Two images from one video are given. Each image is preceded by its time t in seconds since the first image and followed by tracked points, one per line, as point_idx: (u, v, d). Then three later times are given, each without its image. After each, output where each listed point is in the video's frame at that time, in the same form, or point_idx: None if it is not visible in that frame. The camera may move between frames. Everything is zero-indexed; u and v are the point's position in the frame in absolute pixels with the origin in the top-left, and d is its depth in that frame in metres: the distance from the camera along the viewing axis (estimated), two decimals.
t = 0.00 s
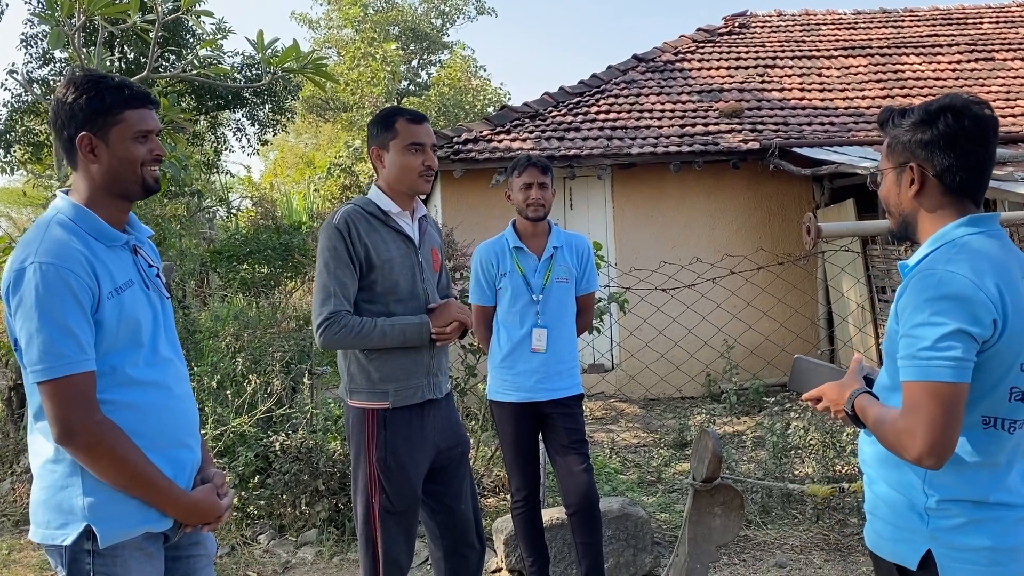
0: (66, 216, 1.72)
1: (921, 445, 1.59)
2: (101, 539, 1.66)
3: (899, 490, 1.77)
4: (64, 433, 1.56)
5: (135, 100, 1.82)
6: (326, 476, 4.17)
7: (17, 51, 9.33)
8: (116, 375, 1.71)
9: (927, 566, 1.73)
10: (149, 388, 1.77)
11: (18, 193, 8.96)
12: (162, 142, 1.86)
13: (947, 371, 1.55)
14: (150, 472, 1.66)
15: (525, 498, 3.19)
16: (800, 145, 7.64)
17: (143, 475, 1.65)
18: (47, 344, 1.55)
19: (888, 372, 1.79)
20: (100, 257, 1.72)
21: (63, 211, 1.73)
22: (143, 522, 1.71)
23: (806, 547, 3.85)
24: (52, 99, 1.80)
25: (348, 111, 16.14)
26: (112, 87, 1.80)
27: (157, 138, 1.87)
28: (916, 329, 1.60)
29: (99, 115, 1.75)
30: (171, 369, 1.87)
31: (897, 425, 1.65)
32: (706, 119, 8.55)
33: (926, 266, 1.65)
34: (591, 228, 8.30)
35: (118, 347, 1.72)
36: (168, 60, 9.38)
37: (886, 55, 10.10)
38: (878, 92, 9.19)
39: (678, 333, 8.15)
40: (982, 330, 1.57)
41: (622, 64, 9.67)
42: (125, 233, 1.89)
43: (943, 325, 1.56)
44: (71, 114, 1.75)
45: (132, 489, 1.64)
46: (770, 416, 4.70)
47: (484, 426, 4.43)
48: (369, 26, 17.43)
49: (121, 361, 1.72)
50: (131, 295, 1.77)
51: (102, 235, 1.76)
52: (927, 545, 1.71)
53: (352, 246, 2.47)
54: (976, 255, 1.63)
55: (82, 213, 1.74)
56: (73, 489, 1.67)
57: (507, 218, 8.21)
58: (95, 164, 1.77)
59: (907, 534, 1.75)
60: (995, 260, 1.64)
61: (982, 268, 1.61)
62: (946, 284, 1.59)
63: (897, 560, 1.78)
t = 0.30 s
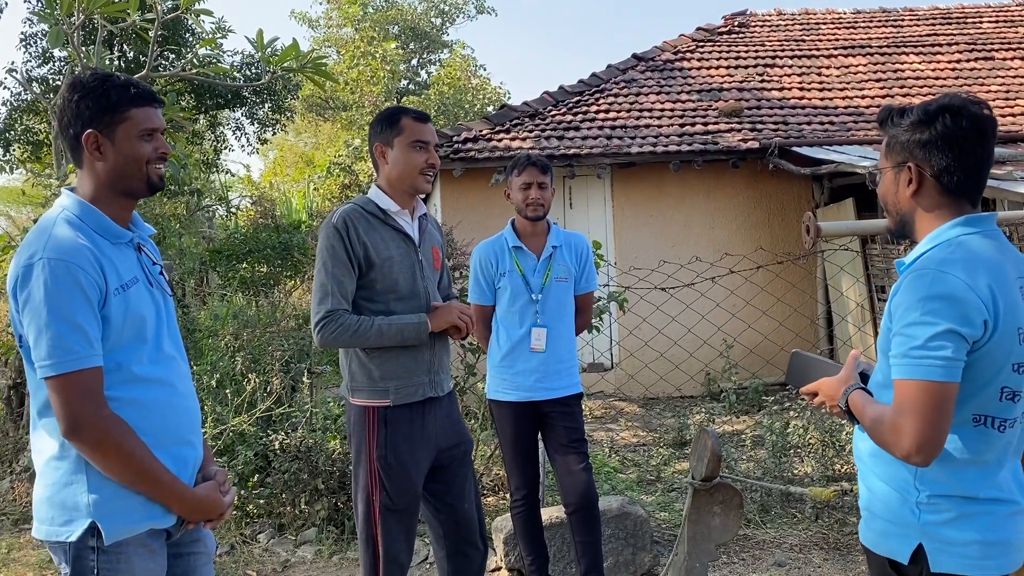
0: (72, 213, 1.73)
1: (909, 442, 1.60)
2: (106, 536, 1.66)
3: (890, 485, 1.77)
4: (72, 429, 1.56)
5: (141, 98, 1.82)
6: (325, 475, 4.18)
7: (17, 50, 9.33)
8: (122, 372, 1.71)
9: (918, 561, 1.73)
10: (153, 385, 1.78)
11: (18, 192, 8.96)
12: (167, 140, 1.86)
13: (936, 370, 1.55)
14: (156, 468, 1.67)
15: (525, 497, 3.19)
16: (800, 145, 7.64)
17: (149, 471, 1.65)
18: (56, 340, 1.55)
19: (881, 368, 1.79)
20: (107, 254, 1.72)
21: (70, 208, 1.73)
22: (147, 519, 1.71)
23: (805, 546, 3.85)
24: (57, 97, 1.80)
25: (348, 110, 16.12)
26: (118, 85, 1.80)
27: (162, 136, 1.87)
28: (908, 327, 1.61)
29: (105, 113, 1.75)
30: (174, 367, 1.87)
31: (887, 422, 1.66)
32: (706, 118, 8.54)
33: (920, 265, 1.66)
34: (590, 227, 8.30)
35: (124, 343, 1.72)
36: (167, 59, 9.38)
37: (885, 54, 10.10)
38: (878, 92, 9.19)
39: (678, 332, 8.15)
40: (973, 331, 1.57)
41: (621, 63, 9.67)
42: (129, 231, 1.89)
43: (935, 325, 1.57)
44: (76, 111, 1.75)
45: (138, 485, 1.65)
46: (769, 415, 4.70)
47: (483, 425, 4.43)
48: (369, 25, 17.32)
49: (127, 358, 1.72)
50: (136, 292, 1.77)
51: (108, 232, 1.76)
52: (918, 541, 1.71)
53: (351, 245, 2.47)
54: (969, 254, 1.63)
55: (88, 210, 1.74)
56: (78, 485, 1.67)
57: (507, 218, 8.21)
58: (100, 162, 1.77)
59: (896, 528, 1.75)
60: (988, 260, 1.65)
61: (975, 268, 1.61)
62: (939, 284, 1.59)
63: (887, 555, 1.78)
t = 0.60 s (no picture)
0: (69, 213, 1.73)
1: (898, 439, 1.61)
2: (102, 535, 1.66)
3: (879, 480, 1.77)
4: (68, 429, 1.56)
5: (136, 98, 1.82)
6: (325, 474, 4.19)
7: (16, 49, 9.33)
8: (118, 372, 1.71)
9: (906, 556, 1.73)
10: (150, 385, 1.78)
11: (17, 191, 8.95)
12: (163, 138, 1.86)
13: (926, 368, 1.56)
14: (152, 468, 1.67)
15: (524, 497, 3.19)
16: (799, 144, 7.64)
17: (146, 471, 1.65)
18: (51, 340, 1.55)
19: (871, 365, 1.79)
20: (103, 254, 1.72)
21: (66, 209, 1.74)
22: (143, 518, 1.71)
23: (805, 546, 3.86)
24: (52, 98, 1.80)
25: (347, 109, 16.11)
26: (114, 84, 1.80)
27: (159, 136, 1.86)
28: (900, 325, 1.61)
29: (101, 113, 1.75)
30: (171, 366, 1.87)
31: (877, 418, 1.66)
32: (706, 117, 8.54)
33: (913, 263, 1.66)
34: (589, 226, 8.30)
35: (120, 343, 1.72)
36: (167, 58, 9.38)
37: (885, 53, 10.10)
38: (877, 91, 9.20)
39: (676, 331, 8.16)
40: (964, 329, 1.58)
41: (621, 62, 9.67)
42: (126, 231, 1.89)
43: (927, 323, 1.57)
44: (72, 111, 1.75)
45: (134, 485, 1.65)
46: (768, 415, 4.71)
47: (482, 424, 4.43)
48: (368, 24, 17.23)
49: (123, 359, 1.72)
50: (133, 292, 1.77)
51: (105, 233, 1.76)
52: (906, 535, 1.71)
53: (354, 241, 2.48)
54: (962, 253, 1.64)
55: (86, 210, 1.74)
56: (75, 485, 1.67)
57: (507, 217, 8.21)
58: (96, 162, 1.77)
59: (884, 522, 1.75)
60: (980, 260, 1.65)
61: (967, 267, 1.62)
62: (932, 282, 1.59)
63: (875, 549, 1.78)
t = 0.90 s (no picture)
0: (62, 215, 1.73)
1: (894, 437, 1.61)
2: (92, 535, 1.66)
3: (875, 478, 1.77)
4: (56, 430, 1.57)
5: (126, 96, 1.81)
6: (325, 473, 4.19)
7: (16, 48, 9.33)
8: (110, 373, 1.71)
9: (902, 553, 1.73)
10: (143, 385, 1.78)
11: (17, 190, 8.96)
12: (156, 137, 1.85)
13: (920, 366, 1.56)
14: (142, 469, 1.67)
15: (525, 496, 3.19)
16: (799, 143, 7.64)
17: (136, 472, 1.65)
18: (40, 342, 1.56)
19: (866, 364, 1.80)
20: (95, 255, 1.72)
21: (59, 210, 1.74)
22: (134, 519, 1.70)
23: (804, 545, 3.86)
24: (45, 99, 1.81)
25: (348, 109, 16.10)
26: (102, 84, 1.79)
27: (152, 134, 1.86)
28: (893, 324, 1.61)
29: (90, 113, 1.75)
30: (166, 367, 1.87)
31: (872, 417, 1.66)
32: (705, 117, 8.54)
33: (907, 262, 1.67)
34: (589, 226, 8.30)
35: (112, 344, 1.72)
36: (167, 57, 9.38)
37: (885, 53, 10.10)
38: (877, 90, 9.19)
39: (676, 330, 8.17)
40: (958, 328, 1.58)
41: (620, 62, 9.66)
42: (122, 232, 1.89)
43: (920, 321, 1.58)
44: (62, 113, 1.75)
45: (124, 486, 1.65)
46: (769, 414, 4.71)
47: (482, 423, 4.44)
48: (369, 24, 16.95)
49: (115, 359, 1.72)
50: (126, 293, 1.77)
51: (98, 234, 1.76)
52: (902, 532, 1.71)
53: (362, 238, 2.51)
54: (956, 251, 1.64)
55: (78, 211, 1.74)
56: (66, 485, 1.67)
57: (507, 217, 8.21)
58: (89, 163, 1.77)
59: (880, 520, 1.75)
60: (973, 258, 1.65)
61: (960, 266, 1.62)
62: (924, 281, 1.60)
63: (872, 548, 1.78)
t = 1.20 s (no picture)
0: (61, 214, 1.73)
1: (893, 436, 1.61)
2: (91, 533, 1.66)
3: (874, 478, 1.77)
4: (53, 429, 1.57)
5: (121, 95, 1.80)
6: (325, 472, 4.19)
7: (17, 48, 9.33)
8: (109, 373, 1.72)
9: (901, 553, 1.73)
10: (143, 385, 1.78)
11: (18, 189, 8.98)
12: (154, 135, 1.85)
13: (918, 365, 1.57)
14: (139, 469, 1.67)
15: (525, 496, 3.19)
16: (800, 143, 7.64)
17: (133, 471, 1.65)
18: (36, 341, 1.56)
19: (865, 364, 1.80)
20: (94, 255, 1.73)
21: (59, 209, 1.74)
22: (133, 518, 1.71)
23: (805, 544, 3.86)
24: (43, 100, 1.81)
25: (348, 108, 16.08)
26: (96, 84, 1.79)
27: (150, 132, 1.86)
28: (891, 323, 1.62)
29: (87, 113, 1.75)
30: (167, 366, 1.87)
31: (872, 416, 1.67)
32: (706, 116, 8.54)
33: (905, 260, 1.67)
34: (590, 226, 8.30)
35: (111, 343, 1.72)
36: (167, 57, 9.38)
37: (886, 52, 10.10)
38: (878, 90, 9.19)
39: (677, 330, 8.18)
40: (955, 326, 1.58)
41: (621, 61, 9.66)
42: (123, 232, 1.89)
43: (916, 320, 1.58)
44: (59, 114, 1.76)
45: (120, 485, 1.65)
46: (769, 413, 4.71)
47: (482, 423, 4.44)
48: (369, 24, 16.84)
49: (114, 358, 1.73)
50: (125, 292, 1.77)
51: (98, 233, 1.77)
52: (901, 532, 1.71)
53: (371, 236, 2.53)
54: (952, 249, 1.64)
55: (77, 211, 1.75)
56: (65, 483, 1.68)
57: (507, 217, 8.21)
58: (87, 163, 1.77)
59: (880, 520, 1.75)
60: (970, 256, 1.65)
61: (956, 264, 1.62)
62: (921, 280, 1.60)
63: (872, 547, 1.78)
